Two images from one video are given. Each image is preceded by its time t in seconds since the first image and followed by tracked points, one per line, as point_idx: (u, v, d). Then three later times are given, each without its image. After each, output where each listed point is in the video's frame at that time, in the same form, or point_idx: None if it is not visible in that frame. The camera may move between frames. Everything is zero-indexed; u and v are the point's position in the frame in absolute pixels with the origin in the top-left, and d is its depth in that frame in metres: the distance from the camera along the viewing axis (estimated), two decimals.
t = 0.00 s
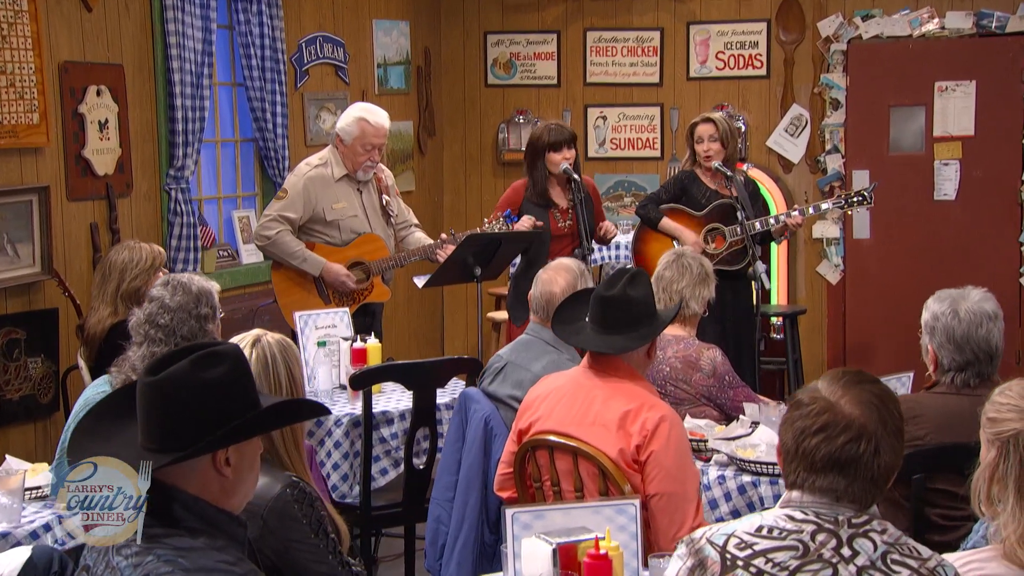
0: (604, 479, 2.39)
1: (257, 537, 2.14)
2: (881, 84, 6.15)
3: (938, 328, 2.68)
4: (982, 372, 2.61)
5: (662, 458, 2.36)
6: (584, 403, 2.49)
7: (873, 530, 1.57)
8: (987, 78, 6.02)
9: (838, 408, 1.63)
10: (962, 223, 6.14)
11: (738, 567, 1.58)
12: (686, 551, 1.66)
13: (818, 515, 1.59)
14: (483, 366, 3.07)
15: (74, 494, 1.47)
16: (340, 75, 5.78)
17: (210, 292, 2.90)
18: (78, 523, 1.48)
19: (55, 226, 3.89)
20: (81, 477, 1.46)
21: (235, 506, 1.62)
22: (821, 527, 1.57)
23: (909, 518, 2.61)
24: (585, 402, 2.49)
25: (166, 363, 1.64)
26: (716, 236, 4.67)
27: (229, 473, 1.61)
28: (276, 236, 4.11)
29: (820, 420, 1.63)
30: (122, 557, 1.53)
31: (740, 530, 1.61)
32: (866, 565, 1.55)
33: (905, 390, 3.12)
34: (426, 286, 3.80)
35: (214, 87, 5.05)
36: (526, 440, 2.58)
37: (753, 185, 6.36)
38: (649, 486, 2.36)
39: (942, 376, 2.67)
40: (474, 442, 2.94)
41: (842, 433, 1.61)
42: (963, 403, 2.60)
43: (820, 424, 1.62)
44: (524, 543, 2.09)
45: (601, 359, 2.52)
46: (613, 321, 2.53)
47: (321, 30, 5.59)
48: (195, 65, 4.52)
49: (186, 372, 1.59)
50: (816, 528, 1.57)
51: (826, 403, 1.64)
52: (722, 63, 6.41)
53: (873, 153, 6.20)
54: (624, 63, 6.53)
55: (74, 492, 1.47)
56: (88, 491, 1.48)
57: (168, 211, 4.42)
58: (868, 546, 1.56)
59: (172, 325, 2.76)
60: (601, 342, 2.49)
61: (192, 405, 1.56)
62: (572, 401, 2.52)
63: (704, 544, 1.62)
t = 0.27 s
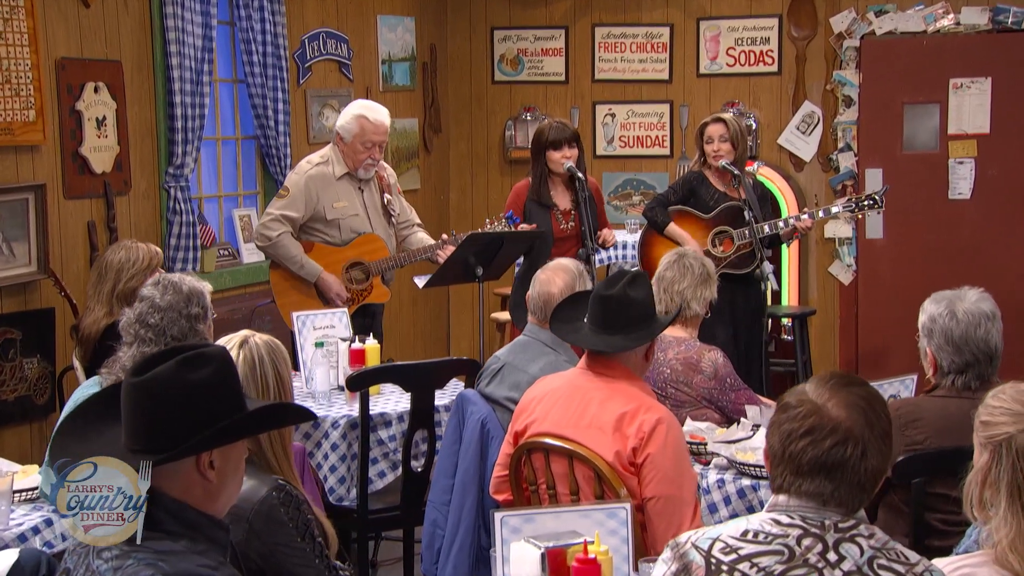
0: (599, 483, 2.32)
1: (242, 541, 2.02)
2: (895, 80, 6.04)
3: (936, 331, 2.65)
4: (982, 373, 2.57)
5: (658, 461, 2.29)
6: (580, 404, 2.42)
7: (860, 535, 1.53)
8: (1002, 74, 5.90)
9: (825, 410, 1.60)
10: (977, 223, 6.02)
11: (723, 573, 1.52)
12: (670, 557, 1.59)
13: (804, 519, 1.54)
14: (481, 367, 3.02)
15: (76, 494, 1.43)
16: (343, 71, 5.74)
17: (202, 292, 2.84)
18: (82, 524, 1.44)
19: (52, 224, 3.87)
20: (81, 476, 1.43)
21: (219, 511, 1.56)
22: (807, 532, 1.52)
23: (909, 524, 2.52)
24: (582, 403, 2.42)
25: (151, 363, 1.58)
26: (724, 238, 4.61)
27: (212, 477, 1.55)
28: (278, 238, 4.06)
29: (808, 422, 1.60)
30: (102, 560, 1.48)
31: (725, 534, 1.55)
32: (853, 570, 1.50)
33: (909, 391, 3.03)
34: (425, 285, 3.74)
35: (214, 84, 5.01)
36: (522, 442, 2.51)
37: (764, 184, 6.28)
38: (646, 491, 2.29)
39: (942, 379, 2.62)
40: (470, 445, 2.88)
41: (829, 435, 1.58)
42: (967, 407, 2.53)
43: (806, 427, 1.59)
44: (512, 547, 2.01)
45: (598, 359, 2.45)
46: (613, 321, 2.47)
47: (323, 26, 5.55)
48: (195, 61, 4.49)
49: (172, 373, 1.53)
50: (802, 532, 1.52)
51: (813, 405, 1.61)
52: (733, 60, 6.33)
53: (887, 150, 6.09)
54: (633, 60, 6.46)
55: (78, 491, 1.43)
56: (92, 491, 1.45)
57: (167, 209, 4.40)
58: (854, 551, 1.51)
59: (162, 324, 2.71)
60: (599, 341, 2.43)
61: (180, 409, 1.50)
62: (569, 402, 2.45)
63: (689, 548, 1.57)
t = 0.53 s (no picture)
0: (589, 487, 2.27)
1: (223, 545, 1.97)
2: (904, 78, 5.95)
3: (922, 337, 2.57)
4: (971, 378, 2.51)
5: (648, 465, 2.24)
6: (570, 408, 2.37)
7: (841, 539, 1.51)
8: (1013, 72, 5.81)
9: (805, 414, 1.57)
10: (987, 223, 5.93)
11: None
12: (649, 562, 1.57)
13: (785, 523, 1.52)
14: (474, 370, 2.97)
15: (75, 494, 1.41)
16: (343, 69, 5.70)
17: (190, 292, 2.80)
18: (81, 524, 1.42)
19: (45, 223, 3.84)
20: (80, 477, 1.40)
21: (194, 515, 1.52)
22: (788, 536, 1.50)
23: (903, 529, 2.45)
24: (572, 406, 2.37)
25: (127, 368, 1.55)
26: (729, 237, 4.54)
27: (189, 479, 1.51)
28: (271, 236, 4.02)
29: (788, 425, 1.56)
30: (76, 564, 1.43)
31: (705, 538, 1.53)
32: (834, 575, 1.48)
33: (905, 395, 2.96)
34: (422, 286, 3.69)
35: (211, 81, 4.98)
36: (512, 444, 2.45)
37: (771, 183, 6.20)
38: (637, 494, 2.24)
39: (930, 386, 2.56)
40: (462, 447, 2.83)
41: (809, 439, 1.55)
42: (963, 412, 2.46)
43: (787, 430, 1.56)
44: (497, 551, 1.95)
45: (587, 363, 2.39)
46: (600, 324, 2.41)
47: (323, 23, 5.50)
48: (192, 59, 4.47)
49: (147, 375, 1.51)
50: (782, 537, 1.50)
51: (794, 408, 1.58)
52: (740, 58, 6.27)
53: (896, 149, 6.00)
54: (639, 57, 6.39)
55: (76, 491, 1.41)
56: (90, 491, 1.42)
57: (163, 208, 4.38)
58: (834, 556, 1.49)
59: (147, 326, 2.69)
60: (584, 347, 2.38)
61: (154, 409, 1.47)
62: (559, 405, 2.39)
63: (669, 552, 1.55)
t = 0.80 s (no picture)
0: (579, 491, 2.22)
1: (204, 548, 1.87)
2: (912, 76, 5.86)
3: (914, 337, 2.51)
4: (965, 376, 2.46)
5: (639, 469, 2.18)
6: (561, 410, 2.31)
7: (820, 542, 1.53)
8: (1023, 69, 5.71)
9: (786, 417, 1.59)
10: (996, 223, 5.82)
11: None
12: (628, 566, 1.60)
13: (764, 526, 1.55)
14: (467, 372, 2.92)
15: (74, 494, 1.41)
16: (344, 66, 5.67)
17: (179, 292, 2.76)
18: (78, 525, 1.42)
19: (38, 221, 3.83)
20: (80, 477, 1.40)
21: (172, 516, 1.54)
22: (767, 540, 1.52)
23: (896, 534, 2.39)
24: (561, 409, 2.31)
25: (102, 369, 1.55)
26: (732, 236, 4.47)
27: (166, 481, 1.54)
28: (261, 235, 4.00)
29: (768, 429, 1.58)
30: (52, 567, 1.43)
31: (684, 542, 1.56)
32: None
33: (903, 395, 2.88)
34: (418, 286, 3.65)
35: (209, 79, 4.96)
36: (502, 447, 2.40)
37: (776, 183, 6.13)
38: (627, 499, 2.19)
39: (926, 387, 2.49)
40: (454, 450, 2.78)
41: (789, 442, 1.56)
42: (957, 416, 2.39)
43: (768, 432, 1.58)
44: (481, 554, 1.89)
45: (578, 365, 2.34)
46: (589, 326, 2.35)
47: (322, 20, 5.47)
48: (188, 57, 4.45)
49: (125, 376, 1.51)
50: (761, 540, 1.53)
51: (775, 411, 1.59)
52: (746, 55, 6.22)
53: (904, 147, 5.91)
54: (644, 54, 6.34)
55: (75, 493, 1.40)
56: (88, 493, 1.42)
57: (160, 208, 4.37)
58: (814, 558, 1.52)
59: (134, 327, 2.65)
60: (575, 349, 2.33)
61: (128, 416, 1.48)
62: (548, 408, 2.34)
63: (648, 556, 1.57)
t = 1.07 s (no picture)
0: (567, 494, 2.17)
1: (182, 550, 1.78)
2: (919, 75, 5.80)
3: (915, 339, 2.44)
4: (962, 382, 2.40)
5: (628, 472, 2.13)
6: (550, 411, 2.26)
7: (798, 545, 1.51)
8: None
9: (763, 419, 1.56)
10: (1004, 222, 5.75)
11: None
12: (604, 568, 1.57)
13: (741, 529, 1.52)
14: (458, 372, 2.86)
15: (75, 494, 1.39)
16: (344, 64, 5.64)
17: (166, 293, 2.72)
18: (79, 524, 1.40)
19: (31, 219, 3.82)
20: (80, 476, 1.38)
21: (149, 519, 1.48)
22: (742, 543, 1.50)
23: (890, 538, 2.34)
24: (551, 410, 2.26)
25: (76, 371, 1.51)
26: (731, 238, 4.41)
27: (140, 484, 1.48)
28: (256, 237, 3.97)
29: (745, 431, 1.56)
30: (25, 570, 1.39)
31: (660, 545, 1.54)
32: None
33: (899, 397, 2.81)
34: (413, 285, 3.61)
35: (206, 76, 4.93)
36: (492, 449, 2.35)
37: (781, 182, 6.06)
38: (616, 502, 2.14)
39: (921, 389, 2.44)
40: (446, 452, 2.74)
41: (767, 444, 1.54)
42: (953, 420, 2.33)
43: (745, 434, 1.55)
44: (463, 557, 1.83)
45: (569, 366, 2.29)
46: (580, 327, 2.31)
47: (322, 18, 5.44)
48: (185, 53, 4.43)
49: (98, 378, 1.47)
50: (737, 543, 1.51)
51: (752, 414, 1.56)
52: (751, 53, 6.15)
53: (911, 145, 5.84)
54: (647, 51, 6.28)
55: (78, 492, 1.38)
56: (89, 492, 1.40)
57: (155, 207, 4.35)
58: (791, 561, 1.49)
59: (121, 327, 2.62)
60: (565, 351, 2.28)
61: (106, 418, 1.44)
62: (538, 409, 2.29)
63: (624, 559, 1.55)
